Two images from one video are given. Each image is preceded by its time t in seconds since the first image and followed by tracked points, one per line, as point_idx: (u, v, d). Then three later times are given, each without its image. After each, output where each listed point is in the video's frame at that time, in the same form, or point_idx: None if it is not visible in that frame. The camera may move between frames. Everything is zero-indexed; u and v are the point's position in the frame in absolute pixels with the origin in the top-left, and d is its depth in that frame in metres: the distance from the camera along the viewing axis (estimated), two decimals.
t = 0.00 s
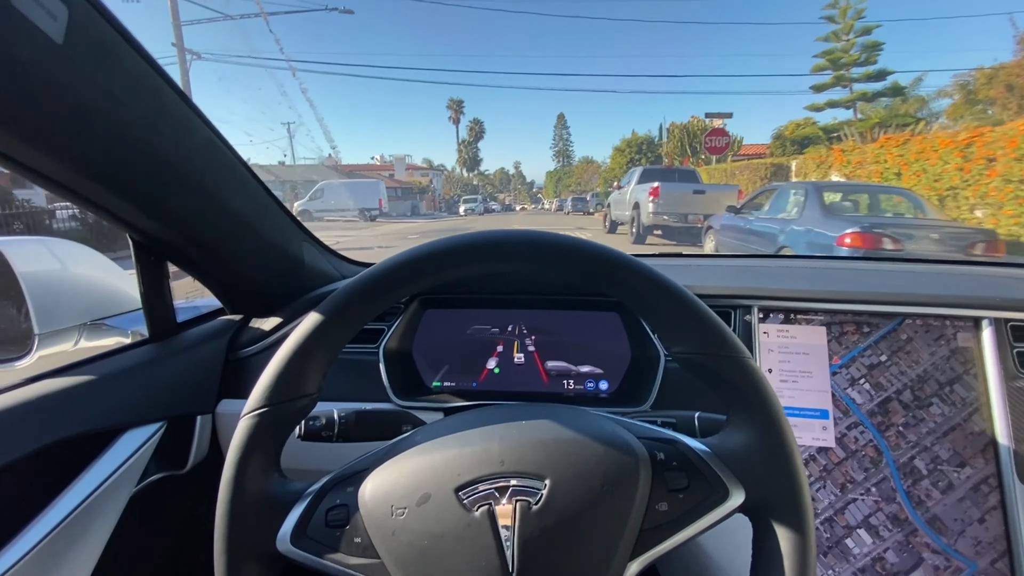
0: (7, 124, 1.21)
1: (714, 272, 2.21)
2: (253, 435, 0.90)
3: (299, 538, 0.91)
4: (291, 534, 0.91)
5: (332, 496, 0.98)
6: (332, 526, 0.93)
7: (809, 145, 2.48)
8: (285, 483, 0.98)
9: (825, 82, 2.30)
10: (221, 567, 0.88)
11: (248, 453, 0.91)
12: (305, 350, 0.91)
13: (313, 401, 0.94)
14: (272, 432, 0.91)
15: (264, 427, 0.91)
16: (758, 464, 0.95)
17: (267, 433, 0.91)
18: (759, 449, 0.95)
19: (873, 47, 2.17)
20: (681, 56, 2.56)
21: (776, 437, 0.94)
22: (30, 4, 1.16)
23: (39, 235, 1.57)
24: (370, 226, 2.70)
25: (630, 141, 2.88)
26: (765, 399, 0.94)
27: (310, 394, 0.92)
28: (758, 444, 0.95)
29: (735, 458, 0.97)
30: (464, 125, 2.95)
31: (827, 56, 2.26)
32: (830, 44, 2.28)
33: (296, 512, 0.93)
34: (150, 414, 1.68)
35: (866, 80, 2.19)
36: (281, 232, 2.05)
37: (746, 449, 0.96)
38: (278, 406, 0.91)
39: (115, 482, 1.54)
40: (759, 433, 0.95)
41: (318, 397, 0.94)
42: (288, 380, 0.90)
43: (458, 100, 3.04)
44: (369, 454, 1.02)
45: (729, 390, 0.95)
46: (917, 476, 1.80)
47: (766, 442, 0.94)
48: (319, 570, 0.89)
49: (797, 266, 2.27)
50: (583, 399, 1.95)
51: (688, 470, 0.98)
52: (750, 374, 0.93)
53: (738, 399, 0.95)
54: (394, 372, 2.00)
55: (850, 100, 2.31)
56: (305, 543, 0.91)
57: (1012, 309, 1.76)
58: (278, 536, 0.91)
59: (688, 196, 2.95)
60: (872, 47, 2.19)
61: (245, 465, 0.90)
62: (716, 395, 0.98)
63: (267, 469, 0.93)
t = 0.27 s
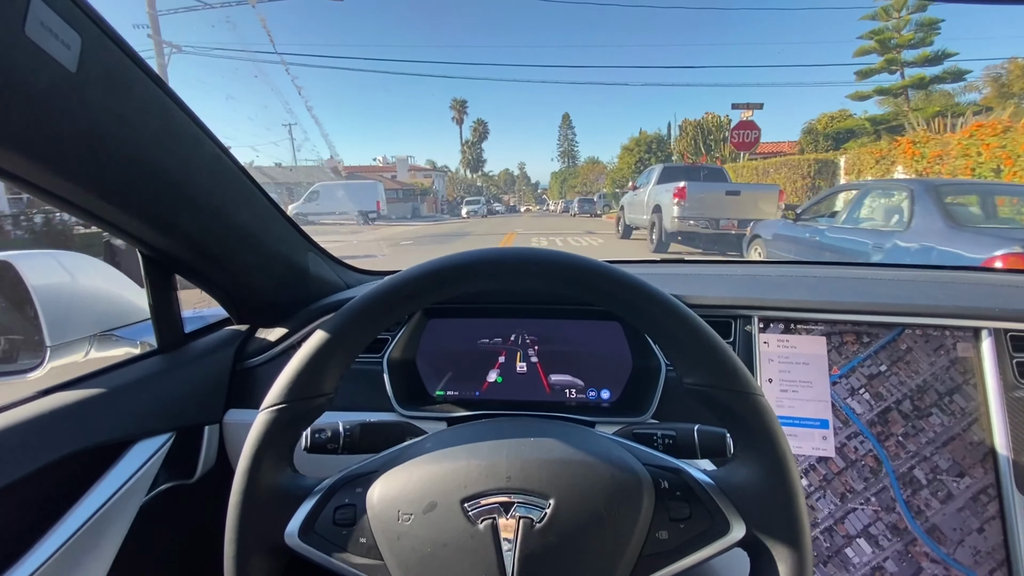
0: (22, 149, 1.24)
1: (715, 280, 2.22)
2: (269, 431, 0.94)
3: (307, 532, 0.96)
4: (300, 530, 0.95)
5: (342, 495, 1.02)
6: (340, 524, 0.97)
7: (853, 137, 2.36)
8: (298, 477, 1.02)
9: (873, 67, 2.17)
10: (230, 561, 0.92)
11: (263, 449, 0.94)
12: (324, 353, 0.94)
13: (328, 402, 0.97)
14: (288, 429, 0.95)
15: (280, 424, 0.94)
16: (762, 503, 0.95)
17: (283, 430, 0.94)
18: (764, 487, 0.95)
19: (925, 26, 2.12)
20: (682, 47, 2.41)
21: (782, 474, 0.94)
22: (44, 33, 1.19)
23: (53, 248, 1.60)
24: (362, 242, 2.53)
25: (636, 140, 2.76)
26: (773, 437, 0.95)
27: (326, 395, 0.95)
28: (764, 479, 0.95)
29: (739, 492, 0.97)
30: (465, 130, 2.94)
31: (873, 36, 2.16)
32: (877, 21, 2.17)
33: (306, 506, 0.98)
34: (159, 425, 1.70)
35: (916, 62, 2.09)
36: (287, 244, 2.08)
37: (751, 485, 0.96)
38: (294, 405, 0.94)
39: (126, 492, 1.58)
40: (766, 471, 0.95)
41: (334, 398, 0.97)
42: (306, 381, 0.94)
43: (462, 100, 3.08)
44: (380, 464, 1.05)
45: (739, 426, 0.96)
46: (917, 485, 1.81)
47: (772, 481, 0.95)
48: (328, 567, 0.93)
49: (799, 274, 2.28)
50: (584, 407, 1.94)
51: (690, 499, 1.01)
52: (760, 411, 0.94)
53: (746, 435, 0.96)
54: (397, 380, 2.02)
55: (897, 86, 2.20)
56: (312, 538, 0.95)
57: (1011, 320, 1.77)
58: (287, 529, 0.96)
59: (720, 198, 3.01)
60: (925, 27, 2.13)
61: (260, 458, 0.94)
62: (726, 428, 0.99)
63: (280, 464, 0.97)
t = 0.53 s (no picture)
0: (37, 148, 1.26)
1: (720, 281, 2.23)
2: (283, 422, 0.94)
3: (318, 524, 0.97)
4: (311, 522, 0.97)
5: (353, 488, 1.03)
6: (350, 517, 0.99)
7: (897, 129, 2.20)
8: (309, 469, 1.03)
9: (930, 44, 2.05)
10: (242, 549, 0.92)
11: (276, 440, 0.94)
12: (338, 345, 0.94)
13: (341, 394, 0.97)
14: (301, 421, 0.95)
15: (293, 415, 0.94)
16: (772, 510, 0.94)
17: (296, 421, 0.95)
18: (775, 494, 0.94)
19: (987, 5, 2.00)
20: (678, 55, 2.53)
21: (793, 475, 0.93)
22: (62, 34, 1.20)
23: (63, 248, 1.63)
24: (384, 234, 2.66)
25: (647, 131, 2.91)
26: (785, 444, 0.94)
27: (339, 387, 0.96)
28: (774, 481, 0.94)
29: (749, 497, 0.97)
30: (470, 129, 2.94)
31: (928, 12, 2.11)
32: (932, 0, 2.07)
33: (316, 499, 0.99)
34: (167, 424, 1.71)
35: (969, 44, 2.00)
36: (295, 244, 2.09)
37: (762, 490, 0.96)
38: (308, 396, 0.94)
39: (135, 490, 1.59)
40: (778, 478, 0.94)
41: (346, 391, 0.97)
42: (320, 372, 0.94)
43: (463, 99, 3.10)
44: (390, 458, 1.07)
45: (749, 428, 0.96)
46: (923, 486, 1.81)
47: (782, 489, 0.93)
48: (340, 560, 0.95)
49: (805, 275, 2.29)
50: (590, 407, 1.93)
51: (699, 502, 1.00)
52: (772, 417, 0.94)
53: (757, 441, 0.95)
54: (403, 379, 2.03)
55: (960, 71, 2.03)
56: (323, 529, 0.97)
57: (1017, 321, 1.78)
58: (298, 521, 0.97)
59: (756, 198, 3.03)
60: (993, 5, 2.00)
61: (273, 450, 0.94)
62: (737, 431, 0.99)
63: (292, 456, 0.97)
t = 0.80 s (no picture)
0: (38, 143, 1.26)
1: (720, 279, 2.22)
2: (286, 403, 0.94)
3: (318, 504, 1.00)
4: (310, 503, 1.00)
5: (353, 472, 1.07)
6: (350, 501, 1.02)
7: (949, 119, 2.00)
8: (313, 451, 1.06)
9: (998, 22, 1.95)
10: (238, 528, 0.93)
11: (281, 418, 0.94)
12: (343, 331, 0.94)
13: (347, 378, 0.97)
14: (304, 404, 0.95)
15: (297, 398, 0.94)
16: (776, 524, 0.93)
17: (302, 402, 0.95)
18: (781, 509, 0.93)
19: None
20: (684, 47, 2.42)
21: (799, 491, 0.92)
22: (60, 28, 1.21)
23: (61, 245, 1.62)
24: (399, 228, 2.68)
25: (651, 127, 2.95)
26: (792, 460, 0.92)
27: (347, 371, 0.96)
28: (780, 496, 0.93)
29: (754, 509, 0.96)
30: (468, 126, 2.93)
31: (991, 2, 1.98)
32: None
33: (317, 481, 1.02)
34: (167, 421, 1.71)
35: None
36: (294, 241, 2.09)
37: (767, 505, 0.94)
38: (316, 377, 0.94)
39: (133, 487, 1.58)
40: (784, 493, 0.92)
41: (354, 375, 0.97)
42: (328, 355, 0.94)
43: (465, 95, 3.09)
44: (391, 446, 1.12)
45: (757, 441, 0.94)
46: (925, 485, 1.80)
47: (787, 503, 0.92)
48: (336, 542, 0.97)
49: (806, 273, 2.28)
50: (589, 405, 1.92)
51: (702, 512, 1.00)
52: (779, 430, 0.92)
53: (763, 453, 0.94)
54: (403, 378, 2.01)
55: None
56: (322, 510, 1.00)
57: (1020, 319, 1.76)
58: (297, 502, 0.99)
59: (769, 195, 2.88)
60: None
61: (274, 429, 0.94)
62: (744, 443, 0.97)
63: (294, 437, 0.98)
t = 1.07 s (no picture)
0: (51, 131, 1.26)
1: (727, 276, 2.22)
2: (316, 369, 0.96)
3: (335, 473, 1.01)
4: (328, 471, 1.01)
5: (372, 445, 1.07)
6: (366, 473, 1.03)
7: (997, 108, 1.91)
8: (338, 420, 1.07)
9: None
10: (257, 484, 0.97)
11: (310, 381, 0.96)
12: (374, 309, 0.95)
13: (377, 352, 0.97)
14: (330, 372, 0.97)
15: (327, 364, 0.96)
16: (795, 548, 0.90)
17: (331, 368, 0.96)
18: (801, 537, 0.90)
19: None
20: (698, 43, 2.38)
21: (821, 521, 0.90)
22: (76, 17, 1.21)
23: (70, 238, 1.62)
24: (410, 225, 2.55)
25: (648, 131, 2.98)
26: (817, 488, 0.90)
27: (377, 344, 0.96)
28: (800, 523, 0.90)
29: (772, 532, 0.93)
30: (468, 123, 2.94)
31: None
32: None
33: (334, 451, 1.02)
34: (175, 415, 1.71)
35: None
36: (301, 236, 2.08)
37: (786, 531, 0.91)
38: (346, 346, 0.95)
39: (142, 481, 1.58)
40: (805, 521, 0.90)
41: (384, 350, 0.97)
42: (360, 327, 0.95)
43: (465, 93, 3.10)
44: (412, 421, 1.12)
45: (783, 465, 0.92)
46: (934, 482, 1.79)
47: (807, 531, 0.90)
48: (349, 509, 1.00)
49: (812, 271, 2.28)
50: (597, 402, 1.95)
51: (718, 527, 0.96)
52: (807, 457, 0.91)
53: (786, 477, 0.93)
54: (409, 373, 2.02)
55: None
56: (339, 478, 1.01)
57: None
58: (315, 468, 1.01)
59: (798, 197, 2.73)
60: None
61: (301, 393, 0.97)
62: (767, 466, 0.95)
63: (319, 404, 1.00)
